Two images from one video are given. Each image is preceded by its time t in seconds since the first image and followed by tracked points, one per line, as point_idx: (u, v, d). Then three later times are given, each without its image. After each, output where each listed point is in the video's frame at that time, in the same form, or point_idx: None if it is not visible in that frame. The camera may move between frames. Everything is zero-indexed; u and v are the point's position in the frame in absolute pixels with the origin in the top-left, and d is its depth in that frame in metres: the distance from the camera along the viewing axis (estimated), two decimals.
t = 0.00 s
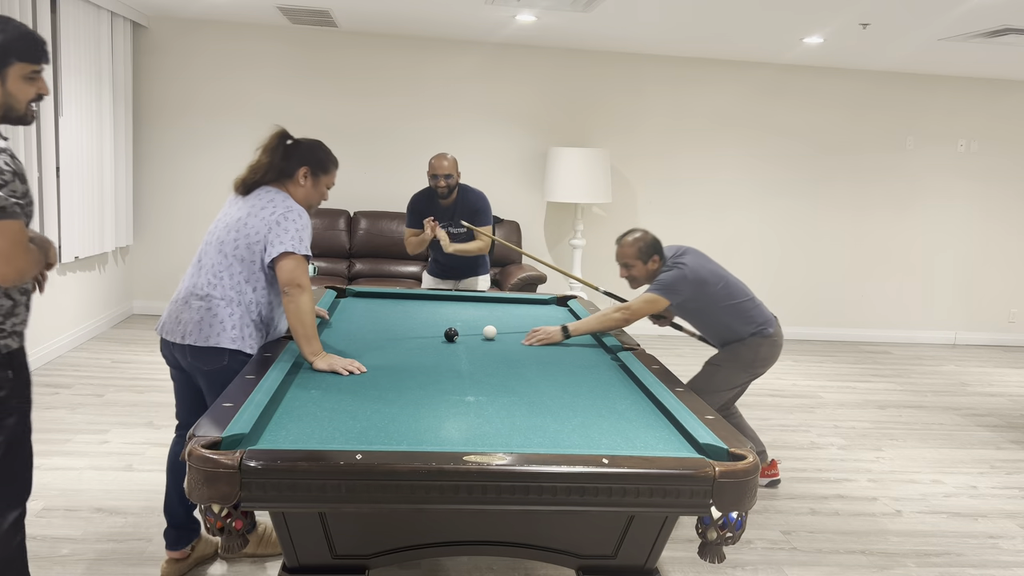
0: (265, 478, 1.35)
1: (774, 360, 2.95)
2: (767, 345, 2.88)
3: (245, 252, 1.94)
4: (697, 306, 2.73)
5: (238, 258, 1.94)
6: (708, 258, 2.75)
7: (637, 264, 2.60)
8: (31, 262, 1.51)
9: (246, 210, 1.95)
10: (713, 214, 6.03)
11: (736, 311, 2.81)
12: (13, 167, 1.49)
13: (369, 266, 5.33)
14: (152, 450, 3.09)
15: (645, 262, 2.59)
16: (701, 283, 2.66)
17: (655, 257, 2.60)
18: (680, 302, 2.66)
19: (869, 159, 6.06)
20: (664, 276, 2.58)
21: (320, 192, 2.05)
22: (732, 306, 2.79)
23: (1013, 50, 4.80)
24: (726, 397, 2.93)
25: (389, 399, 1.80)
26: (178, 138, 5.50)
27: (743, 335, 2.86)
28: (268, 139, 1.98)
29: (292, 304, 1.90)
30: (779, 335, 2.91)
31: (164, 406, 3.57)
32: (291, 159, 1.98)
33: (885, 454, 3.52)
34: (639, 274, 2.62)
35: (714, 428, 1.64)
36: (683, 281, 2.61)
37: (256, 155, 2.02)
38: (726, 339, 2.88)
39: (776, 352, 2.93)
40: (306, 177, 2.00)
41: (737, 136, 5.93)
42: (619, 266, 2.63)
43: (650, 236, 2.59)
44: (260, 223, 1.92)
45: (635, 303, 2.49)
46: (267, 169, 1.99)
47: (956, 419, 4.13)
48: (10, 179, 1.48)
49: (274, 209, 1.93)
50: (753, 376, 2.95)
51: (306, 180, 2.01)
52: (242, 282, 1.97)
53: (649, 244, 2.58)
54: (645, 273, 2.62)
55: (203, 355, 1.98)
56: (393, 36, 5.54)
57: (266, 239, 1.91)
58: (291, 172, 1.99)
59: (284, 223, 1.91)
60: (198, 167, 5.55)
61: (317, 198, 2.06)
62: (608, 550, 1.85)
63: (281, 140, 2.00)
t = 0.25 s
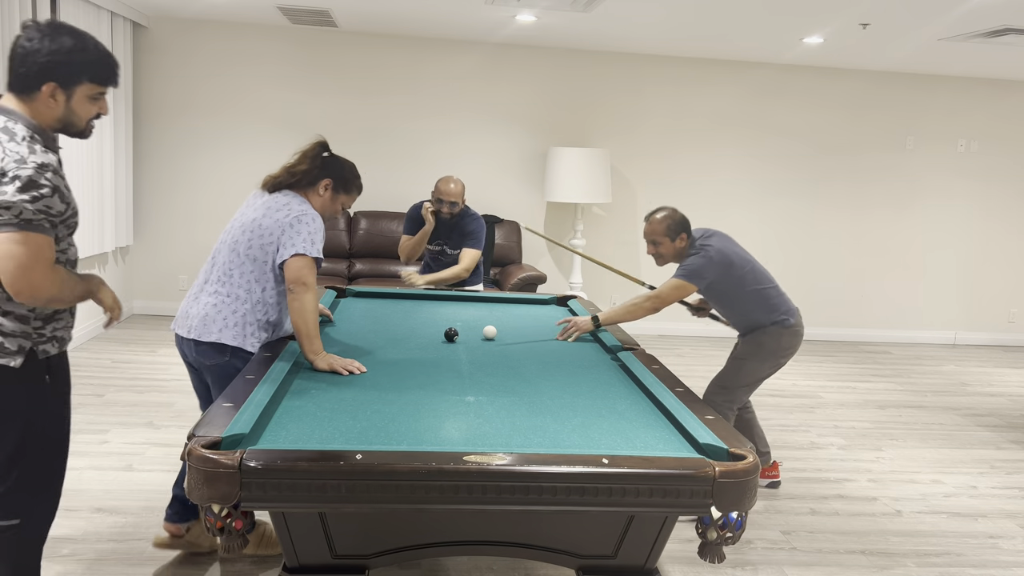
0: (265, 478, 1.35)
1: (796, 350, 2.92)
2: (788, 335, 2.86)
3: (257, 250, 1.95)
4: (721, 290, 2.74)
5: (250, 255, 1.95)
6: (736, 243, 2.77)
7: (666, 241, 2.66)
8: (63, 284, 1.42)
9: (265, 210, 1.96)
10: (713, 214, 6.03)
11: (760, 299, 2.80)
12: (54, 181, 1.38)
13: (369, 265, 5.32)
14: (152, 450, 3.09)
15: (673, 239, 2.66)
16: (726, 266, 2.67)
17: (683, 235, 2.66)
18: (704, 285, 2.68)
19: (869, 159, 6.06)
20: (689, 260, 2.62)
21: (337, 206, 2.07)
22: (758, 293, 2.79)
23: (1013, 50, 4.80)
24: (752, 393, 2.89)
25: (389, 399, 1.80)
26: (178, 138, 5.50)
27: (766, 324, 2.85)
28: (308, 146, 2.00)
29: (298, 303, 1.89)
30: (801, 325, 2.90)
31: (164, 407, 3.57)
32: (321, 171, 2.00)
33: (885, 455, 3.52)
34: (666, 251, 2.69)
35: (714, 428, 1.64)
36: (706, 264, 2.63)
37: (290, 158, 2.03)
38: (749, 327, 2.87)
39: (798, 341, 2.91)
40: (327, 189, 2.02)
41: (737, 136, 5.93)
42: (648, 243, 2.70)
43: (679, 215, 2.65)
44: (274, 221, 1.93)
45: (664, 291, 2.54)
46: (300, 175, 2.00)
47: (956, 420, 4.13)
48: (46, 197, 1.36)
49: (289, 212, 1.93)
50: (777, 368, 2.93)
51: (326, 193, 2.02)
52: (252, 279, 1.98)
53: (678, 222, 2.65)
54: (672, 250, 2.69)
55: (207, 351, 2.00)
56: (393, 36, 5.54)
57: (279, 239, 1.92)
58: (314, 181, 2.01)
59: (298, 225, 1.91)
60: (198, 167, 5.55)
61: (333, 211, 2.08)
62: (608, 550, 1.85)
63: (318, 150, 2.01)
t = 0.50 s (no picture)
0: (265, 478, 1.35)
1: (803, 350, 2.90)
2: (795, 334, 2.84)
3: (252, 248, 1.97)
4: (728, 290, 2.77)
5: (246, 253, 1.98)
6: (745, 242, 2.80)
7: (672, 238, 2.71)
8: (76, 293, 1.37)
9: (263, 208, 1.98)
10: (713, 214, 6.03)
11: (769, 298, 2.81)
12: (75, 188, 1.35)
13: (369, 266, 5.33)
14: (152, 450, 3.09)
15: (679, 236, 2.70)
16: (732, 265, 2.71)
17: (688, 232, 2.70)
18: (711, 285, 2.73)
19: (869, 159, 6.06)
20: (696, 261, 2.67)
21: (336, 207, 2.07)
22: (767, 292, 2.80)
23: (1012, 50, 4.80)
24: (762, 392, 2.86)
25: (389, 398, 1.80)
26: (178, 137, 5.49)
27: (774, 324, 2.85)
28: (309, 145, 2.00)
29: (293, 304, 1.89)
30: (809, 323, 2.88)
31: (163, 407, 3.57)
32: (322, 171, 2.00)
33: (885, 455, 3.52)
34: (674, 249, 2.73)
35: (714, 428, 1.64)
36: (712, 264, 2.68)
37: (291, 158, 2.04)
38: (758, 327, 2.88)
39: (808, 341, 2.90)
40: (327, 189, 2.02)
41: (737, 136, 5.93)
42: (654, 240, 2.74)
43: (685, 212, 2.70)
44: (269, 220, 1.94)
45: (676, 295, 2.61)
46: (300, 173, 2.00)
47: (956, 420, 4.13)
48: (63, 201, 1.33)
49: (282, 211, 1.94)
50: (785, 368, 2.90)
51: (326, 194, 2.02)
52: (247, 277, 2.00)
53: (684, 219, 2.69)
54: (679, 247, 2.73)
55: (201, 346, 2.04)
56: (393, 36, 5.54)
57: (272, 239, 1.92)
58: (314, 181, 2.01)
59: (291, 225, 1.91)
60: (198, 167, 5.55)
61: (333, 212, 2.08)
62: (608, 549, 1.85)
63: (319, 150, 2.02)
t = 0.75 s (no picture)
0: (265, 478, 1.35)
1: (817, 360, 2.91)
2: (811, 344, 2.85)
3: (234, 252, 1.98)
4: (741, 306, 2.77)
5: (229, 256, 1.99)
6: (760, 257, 2.79)
7: (685, 258, 2.68)
8: (110, 289, 1.41)
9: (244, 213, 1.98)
10: (713, 214, 6.03)
11: (783, 312, 2.81)
12: (111, 182, 1.40)
13: (369, 266, 5.35)
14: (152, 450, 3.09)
15: (692, 255, 2.68)
16: (745, 283, 2.71)
17: (701, 250, 2.68)
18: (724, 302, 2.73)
19: (869, 159, 6.06)
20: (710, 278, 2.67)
21: (325, 207, 2.07)
22: (781, 306, 2.80)
23: (1012, 50, 4.80)
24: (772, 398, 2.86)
25: (389, 399, 1.80)
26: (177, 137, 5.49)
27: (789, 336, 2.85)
28: (292, 147, 2.01)
29: (287, 307, 1.89)
30: (824, 335, 2.88)
31: (163, 407, 3.57)
32: (308, 171, 2.00)
33: (885, 455, 3.52)
34: (688, 269, 2.71)
35: (714, 428, 1.64)
36: (725, 282, 2.68)
37: (276, 160, 2.05)
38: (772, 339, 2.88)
39: (822, 353, 2.91)
40: (314, 189, 2.02)
41: (737, 136, 5.93)
42: (667, 261, 2.72)
43: (696, 230, 2.68)
44: (249, 226, 1.94)
45: (686, 305, 2.61)
46: (284, 176, 2.00)
47: (956, 420, 4.13)
48: (99, 194, 1.37)
49: (263, 215, 1.93)
50: (798, 377, 2.91)
51: (314, 194, 2.02)
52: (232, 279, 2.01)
53: (696, 238, 2.67)
54: (692, 266, 2.71)
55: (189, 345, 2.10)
56: (393, 36, 5.54)
57: (254, 242, 1.93)
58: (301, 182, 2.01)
59: (272, 229, 1.91)
60: (198, 167, 5.55)
61: (322, 211, 2.08)
62: (608, 549, 1.85)
63: (303, 149, 2.02)
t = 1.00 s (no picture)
0: (265, 478, 1.35)
1: (825, 368, 2.90)
2: (819, 352, 2.84)
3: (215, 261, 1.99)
4: (747, 313, 2.77)
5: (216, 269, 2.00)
6: (768, 267, 2.79)
7: (691, 270, 2.70)
8: (159, 273, 1.46)
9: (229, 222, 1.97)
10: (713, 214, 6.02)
11: (789, 321, 2.81)
12: (163, 166, 1.47)
13: (369, 266, 5.35)
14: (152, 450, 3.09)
15: (699, 266, 2.69)
16: (751, 290, 2.71)
17: (707, 261, 2.70)
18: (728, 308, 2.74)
19: (869, 159, 6.06)
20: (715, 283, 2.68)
21: (311, 214, 2.03)
22: (788, 315, 2.80)
23: (1013, 50, 4.80)
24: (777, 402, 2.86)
25: (389, 399, 1.80)
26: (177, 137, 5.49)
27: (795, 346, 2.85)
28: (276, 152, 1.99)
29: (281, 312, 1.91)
30: (832, 344, 2.87)
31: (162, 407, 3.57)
32: (292, 175, 1.97)
33: (885, 455, 3.52)
34: (695, 279, 2.73)
35: (714, 428, 1.64)
36: (731, 289, 2.68)
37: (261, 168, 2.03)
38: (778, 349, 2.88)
39: (829, 362, 2.90)
40: (299, 197, 1.98)
41: (737, 136, 5.93)
42: (674, 272, 2.74)
43: (702, 241, 2.70)
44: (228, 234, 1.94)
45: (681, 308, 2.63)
46: (267, 183, 1.98)
47: (956, 420, 4.13)
48: (152, 175, 1.45)
49: (239, 220, 1.91)
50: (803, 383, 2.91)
51: (299, 200, 1.99)
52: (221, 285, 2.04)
53: (702, 249, 2.68)
54: (699, 277, 2.72)
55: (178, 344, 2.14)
56: (393, 36, 5.54)
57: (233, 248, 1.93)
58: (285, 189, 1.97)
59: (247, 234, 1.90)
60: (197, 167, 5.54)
61: (308, 218, 2.04)
62: (608, 549, 1.85)
63: (287, 155, 2.00)
